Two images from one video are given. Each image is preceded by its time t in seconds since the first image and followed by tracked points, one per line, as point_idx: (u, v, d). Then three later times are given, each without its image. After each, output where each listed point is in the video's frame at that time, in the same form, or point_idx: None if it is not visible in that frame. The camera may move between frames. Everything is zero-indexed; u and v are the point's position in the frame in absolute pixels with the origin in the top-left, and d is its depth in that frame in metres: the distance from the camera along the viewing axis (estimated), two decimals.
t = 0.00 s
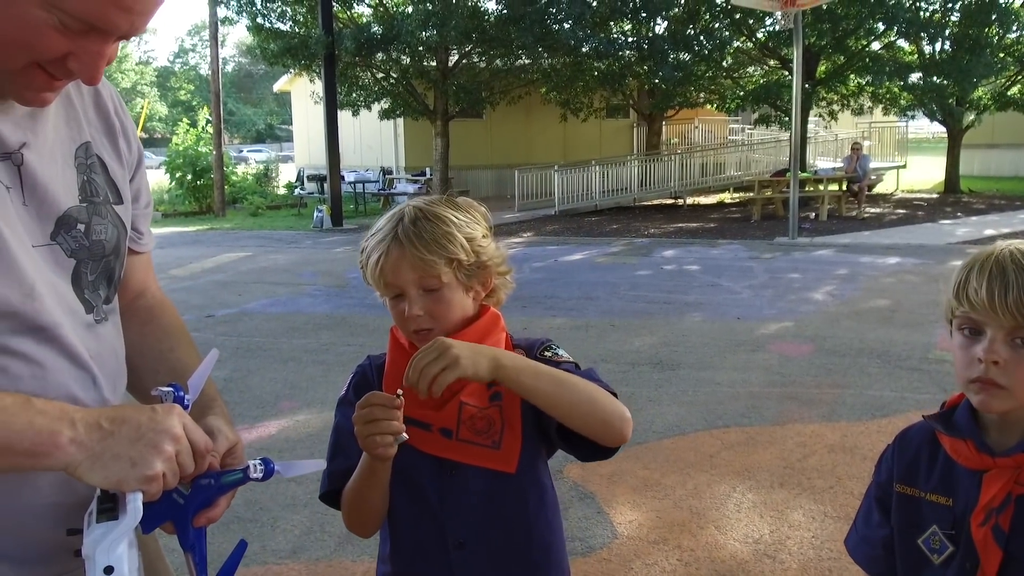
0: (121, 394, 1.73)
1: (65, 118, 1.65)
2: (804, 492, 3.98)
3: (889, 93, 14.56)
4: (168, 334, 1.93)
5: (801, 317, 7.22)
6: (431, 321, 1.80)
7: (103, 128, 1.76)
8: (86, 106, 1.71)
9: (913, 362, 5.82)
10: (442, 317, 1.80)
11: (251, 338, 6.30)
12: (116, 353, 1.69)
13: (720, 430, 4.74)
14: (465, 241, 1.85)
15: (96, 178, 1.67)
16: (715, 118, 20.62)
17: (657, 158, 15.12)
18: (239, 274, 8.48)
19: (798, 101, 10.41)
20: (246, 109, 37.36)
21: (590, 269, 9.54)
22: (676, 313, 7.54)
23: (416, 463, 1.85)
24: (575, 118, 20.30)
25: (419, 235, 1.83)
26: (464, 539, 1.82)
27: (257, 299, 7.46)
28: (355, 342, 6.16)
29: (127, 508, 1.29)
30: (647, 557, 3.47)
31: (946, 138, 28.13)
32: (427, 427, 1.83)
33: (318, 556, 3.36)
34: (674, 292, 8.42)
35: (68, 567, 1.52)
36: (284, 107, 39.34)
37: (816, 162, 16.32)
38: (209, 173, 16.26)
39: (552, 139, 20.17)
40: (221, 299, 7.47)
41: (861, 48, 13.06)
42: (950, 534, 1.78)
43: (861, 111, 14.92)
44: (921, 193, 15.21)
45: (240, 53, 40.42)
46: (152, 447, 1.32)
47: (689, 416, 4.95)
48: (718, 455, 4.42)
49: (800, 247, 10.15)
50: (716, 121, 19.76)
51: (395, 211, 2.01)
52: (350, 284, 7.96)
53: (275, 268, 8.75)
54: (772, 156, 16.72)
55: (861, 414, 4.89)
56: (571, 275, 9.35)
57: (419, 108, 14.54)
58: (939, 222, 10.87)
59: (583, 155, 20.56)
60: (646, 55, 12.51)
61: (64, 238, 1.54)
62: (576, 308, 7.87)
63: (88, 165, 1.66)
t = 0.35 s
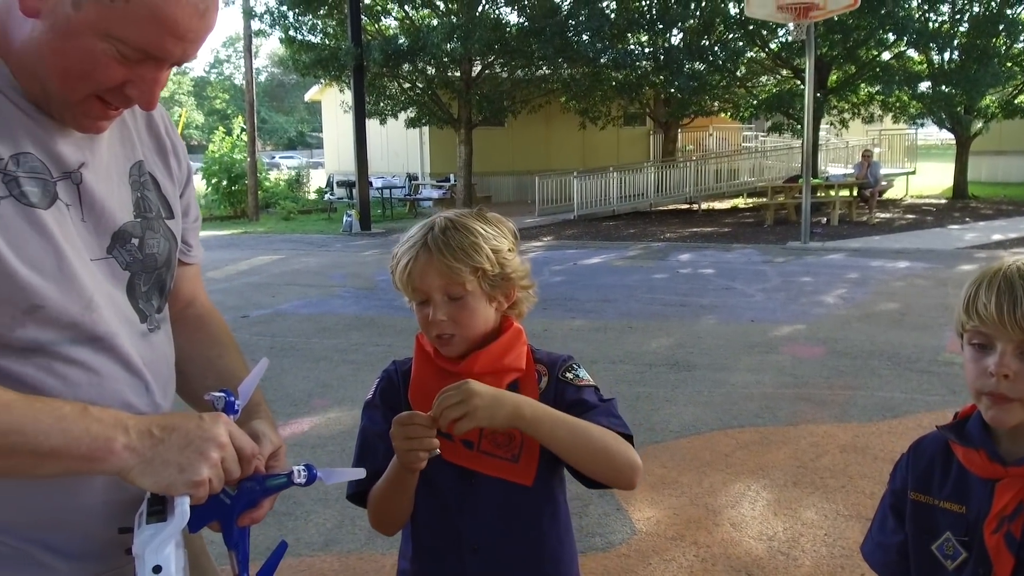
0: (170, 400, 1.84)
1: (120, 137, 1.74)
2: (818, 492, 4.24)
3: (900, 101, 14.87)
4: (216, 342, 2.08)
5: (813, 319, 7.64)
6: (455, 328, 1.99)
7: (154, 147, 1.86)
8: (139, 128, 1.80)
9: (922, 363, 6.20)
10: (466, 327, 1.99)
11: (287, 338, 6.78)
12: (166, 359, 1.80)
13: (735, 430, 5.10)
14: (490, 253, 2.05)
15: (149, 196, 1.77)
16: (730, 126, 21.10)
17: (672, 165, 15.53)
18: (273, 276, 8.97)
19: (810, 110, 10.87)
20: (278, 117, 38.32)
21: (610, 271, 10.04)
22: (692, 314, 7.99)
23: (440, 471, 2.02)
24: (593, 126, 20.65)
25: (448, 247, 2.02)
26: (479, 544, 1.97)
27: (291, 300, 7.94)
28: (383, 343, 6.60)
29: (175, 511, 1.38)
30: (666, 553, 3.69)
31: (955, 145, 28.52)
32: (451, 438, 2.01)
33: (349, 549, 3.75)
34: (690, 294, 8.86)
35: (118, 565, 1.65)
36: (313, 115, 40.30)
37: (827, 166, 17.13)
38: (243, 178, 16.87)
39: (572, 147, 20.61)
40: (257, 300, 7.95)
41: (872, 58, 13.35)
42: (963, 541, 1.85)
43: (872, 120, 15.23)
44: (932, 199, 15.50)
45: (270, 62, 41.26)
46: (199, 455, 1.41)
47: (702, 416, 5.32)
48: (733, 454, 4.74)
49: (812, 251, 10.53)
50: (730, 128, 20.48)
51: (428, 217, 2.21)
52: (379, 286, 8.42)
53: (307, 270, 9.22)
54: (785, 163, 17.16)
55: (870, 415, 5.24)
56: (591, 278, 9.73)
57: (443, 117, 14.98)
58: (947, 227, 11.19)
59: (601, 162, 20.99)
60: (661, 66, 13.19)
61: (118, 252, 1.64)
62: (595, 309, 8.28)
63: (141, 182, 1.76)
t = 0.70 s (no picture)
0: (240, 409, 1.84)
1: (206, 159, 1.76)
2: (856, 496, 4.30)
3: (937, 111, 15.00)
4: (294, 357, 2.06)
5: (851, 325, 7.86)
6: (508, 334, 2.11)
7: (236, 169, 1.87)
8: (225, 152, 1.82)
9: (960, 371, 6.38)
10: (519, 333, 2.11)
11: (339, 340, 7.14)
12: (239, 372, 1.81)
13: (775, 434, 5.24)
14: (546, 266, 2.15)
15: (230, 215, 1.78)
16: (768, 138, 21.34)
17: (709, 174, 15.78)
18: (326, 281, 9.37)
19: (847, 120, 11.10)
20: (329, 127, 39.31)
21: (649, 277, 10.32)
22: (730, 320, 8.24)
23: (488, 471, 2.14)
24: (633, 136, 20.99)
25: (506, 258, 2.14)
26: (527, 540, 2.08)
27: (343, 303, 8.33)
28: (431, 345, 6.93)
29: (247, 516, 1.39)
30: (705, 554, 3.77)
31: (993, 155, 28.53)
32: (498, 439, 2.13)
33: (401, 543, 3.99)
34: (729, 299, 9.12)
35: (185, 560, 1.68)
36: (363, 125, 41.27)
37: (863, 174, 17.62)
38: (297, 187, 17.47)
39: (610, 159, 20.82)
40: (311, 303, 8.36)
41: (909, 69, 13.60)
42: (1011, 551, 1.86)
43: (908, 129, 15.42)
44: (969, 207, 15.62)
45: (320, 74, 42.24)
46: (275, 465, 1.44)
47: (742, 420, 5.50)
48: (772, 458, 4.85)
49: (849, 258, 10.71)
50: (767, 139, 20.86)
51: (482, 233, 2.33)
52: (426, 290, 8.77)
53: (358, 275, 9.62)
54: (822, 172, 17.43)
55: (909, 421, 5.39)
56: (629, 284, 10.01)
57: (488, 127, 15.38)
58: (985, 235, 11.31)
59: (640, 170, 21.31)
60: (700, 78, 13.62)
61: (200, 268, 1.66)
62: (635, 315, 8.55)
63: (224, 204, 1.77)
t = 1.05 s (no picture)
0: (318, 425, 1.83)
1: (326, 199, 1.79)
2: (912, 503, 4.39)
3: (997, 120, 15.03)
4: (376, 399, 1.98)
5: (907, 333, 7.99)
6: (566, 349, 2.14)
7: (348, 215, 1.87)
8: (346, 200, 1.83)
9: (1017, 380, 6.49)
10: (576, 347, 2.14)
11: (404, 341, 7.48)
12: (323, 393, 1.82)
13: (831, 440, 5.37)
14: (598, 281, 2.16)
15: (338, 255, 1.80)
16: (825, 146, 21.45)
17: (766, 182, 15.93)
18: (392, 284, 9.75)
19: (906, 128, 11.24)
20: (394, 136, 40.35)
21: (705, 283, 10.53)
22: (786, 326, 8.41)
23: (549, 473, 2.20)
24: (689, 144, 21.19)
25: (558, 274, 2.14)
26: (588, 539, 2.14)
27: (409, 306, 8.70)
28: (493, 347, 7.25)
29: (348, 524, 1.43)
30: (761, 557, 3.86)
31: None
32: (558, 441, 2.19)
33: (464, 536, 4.21)
34: (785, 305, 9.31)
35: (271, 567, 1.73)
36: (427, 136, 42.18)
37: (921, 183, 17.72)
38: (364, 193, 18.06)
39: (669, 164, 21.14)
40: (379, 304, 8.75)
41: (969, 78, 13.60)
42: None
43: (968, 137, 15.48)
44: None
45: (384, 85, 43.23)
46: (374, 475, 1.46)
47: (799, 425, 5.65)
48: (828, 463, 4.98)
49: (907, 266, 10.80)
50: (823, 148, 21.03)
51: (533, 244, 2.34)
52: (488, 294, 9.10)
53: (423, 278, 10.00)
54: (879, 179, 17.56)
55: (968, 429, 5.50)
56: (685, 290, 10.21)
57: (546, 136, 15.69)
58: None
59: (697, 178, 21.46)
60: (757, 87, 13.57)
61: (304, 299, 1.68)
62: (691, 320, 8.77)
63: (335, 243, 1.79)
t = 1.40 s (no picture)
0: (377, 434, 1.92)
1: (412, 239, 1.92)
2: (944, 509, 4.35)
3: None
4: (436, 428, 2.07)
5: (940, 341, 8.15)
6: (589, 360, 2.23)
7: (433, 258, 2.00)
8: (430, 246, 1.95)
9: None
10: (600, 358, 2.22)
11: (446, 344, 7.80)
12: (384, 410, 1.93)
13: (862, 446, 5.47)
14: (623, 297, 2.21)
15: (417, 290, 1.93)
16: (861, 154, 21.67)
17: (801, 192, 16.08)
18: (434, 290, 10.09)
19: (941, 138, 11.36)
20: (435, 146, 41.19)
21: (740, 290, 10.74)
22: (819, 333, 8.61)
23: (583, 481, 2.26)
24: (725, 153, 21.29)
25: (584, 290, 2.22)
26: (617, 547, 2.20)
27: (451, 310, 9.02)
28: (531, 351, 7.55)
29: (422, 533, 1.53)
30: (791, 560, 3.82)
31: None
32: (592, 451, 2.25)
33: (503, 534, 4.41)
34: (818, 312, 9.50)
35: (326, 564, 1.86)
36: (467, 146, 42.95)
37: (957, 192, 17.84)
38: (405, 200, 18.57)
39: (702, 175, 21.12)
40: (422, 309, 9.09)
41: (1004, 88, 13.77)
42: None
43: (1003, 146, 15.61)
44: None
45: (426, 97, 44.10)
46: (448, 491, 1.57)
47: (831, 431, 5.79)
48: (859, 470, 5.02)
49: (942, 274, 10.92)
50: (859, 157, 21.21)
51: (572, 254, 2.42)
52: (526, 299, 9.40)
53: (464, 284, 10.33)
54: (914, 189, 17.76)
55: (1000, 437, 5.57)
56: (719, 297, 10.41)
57: (583, 146, 15.95)
58: None
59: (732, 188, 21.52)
60: (792, 97, 14.14)
61: (385, 324, 1.83)
62: (725, 327, 8.98)
63: (416, 278, 1.92)
